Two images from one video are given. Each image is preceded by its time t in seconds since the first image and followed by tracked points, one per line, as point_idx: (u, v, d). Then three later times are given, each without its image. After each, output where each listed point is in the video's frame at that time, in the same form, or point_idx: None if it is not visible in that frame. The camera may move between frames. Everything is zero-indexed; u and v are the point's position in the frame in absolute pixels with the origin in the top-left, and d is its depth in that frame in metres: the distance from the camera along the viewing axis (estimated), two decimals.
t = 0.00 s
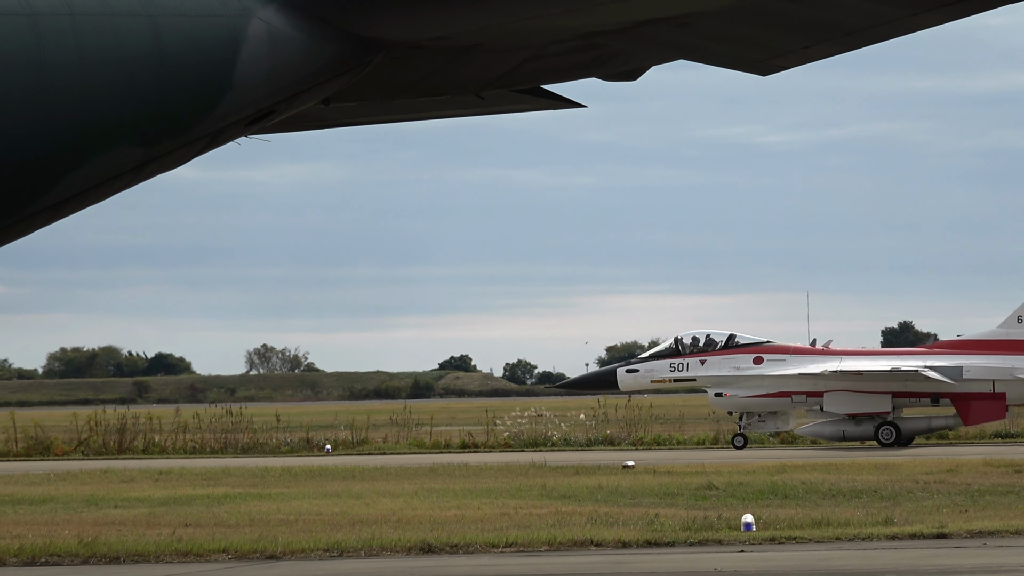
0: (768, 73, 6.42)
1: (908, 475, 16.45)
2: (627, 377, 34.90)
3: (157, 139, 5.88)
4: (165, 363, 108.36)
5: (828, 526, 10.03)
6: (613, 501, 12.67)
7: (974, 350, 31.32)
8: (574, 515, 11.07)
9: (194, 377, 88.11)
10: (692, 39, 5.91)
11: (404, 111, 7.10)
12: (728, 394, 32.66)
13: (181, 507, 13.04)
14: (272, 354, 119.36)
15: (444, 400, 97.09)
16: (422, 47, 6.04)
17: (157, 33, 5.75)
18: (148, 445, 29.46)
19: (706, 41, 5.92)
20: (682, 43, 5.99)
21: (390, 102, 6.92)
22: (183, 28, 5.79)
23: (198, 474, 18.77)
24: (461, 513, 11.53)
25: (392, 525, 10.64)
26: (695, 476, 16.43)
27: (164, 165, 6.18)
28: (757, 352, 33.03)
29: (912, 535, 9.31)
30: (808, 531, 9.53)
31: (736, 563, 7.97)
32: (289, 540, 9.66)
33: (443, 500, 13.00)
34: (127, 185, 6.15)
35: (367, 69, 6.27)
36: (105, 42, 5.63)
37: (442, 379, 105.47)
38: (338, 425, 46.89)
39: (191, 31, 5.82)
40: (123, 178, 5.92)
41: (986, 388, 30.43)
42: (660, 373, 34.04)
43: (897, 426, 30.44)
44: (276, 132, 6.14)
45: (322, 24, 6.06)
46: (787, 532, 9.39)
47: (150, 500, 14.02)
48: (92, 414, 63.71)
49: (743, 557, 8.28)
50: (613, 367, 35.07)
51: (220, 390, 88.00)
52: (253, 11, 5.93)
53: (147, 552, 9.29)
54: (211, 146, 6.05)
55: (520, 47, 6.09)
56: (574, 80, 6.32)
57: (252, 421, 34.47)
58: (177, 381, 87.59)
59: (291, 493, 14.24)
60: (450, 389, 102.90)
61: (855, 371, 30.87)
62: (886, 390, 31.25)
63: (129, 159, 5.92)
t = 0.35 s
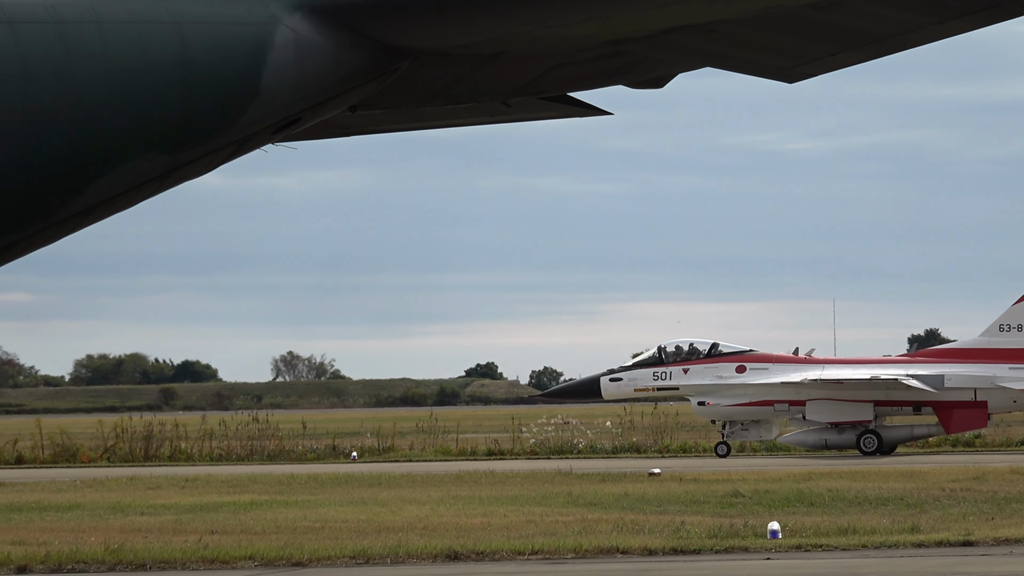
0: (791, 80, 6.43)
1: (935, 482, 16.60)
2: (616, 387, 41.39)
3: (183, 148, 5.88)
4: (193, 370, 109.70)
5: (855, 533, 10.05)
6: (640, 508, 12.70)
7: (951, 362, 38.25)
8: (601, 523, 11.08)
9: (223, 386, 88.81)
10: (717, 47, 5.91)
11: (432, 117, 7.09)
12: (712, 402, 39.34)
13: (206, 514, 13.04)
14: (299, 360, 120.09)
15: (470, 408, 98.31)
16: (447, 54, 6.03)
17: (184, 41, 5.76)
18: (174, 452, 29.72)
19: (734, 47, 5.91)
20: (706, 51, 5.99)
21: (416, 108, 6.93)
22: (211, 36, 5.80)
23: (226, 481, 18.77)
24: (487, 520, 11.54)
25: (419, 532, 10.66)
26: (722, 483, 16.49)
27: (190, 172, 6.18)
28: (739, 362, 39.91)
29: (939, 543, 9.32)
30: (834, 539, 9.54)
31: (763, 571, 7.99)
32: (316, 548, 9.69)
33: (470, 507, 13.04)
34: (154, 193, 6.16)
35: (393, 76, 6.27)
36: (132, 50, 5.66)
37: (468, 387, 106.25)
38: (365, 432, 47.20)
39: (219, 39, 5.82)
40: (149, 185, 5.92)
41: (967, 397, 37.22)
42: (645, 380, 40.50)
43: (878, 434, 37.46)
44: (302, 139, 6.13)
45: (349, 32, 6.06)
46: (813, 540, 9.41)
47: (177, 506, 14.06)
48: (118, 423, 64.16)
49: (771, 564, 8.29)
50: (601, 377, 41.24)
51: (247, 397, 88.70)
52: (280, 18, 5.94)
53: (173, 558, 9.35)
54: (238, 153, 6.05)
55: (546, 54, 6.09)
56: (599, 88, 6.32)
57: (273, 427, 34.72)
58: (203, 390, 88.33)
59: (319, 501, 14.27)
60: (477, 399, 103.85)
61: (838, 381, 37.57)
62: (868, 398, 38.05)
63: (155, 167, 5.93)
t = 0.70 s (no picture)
0: (820, 83, 6.46)
1: (963, 485, 16.54)
2: (597, 390, 39.65)
3: (212, 150, 5.92)
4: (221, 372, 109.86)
5: (881, 536, 10.05)
6: (667, 512, 12.71)
7: (937, 366, 36.37)
8: (628, 526, 11.10)
9: (252, 388, 87.91)
10: (747, 49, 5.93)
11: (458, 120, 7.13)
12: (696, 406, 37.65)
13: (234, 517, 13.06)
14: (328, 362, 120.05)
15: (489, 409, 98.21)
16: (476, 57, 6.06)
17: (214, 45, 5.81)
18: (202, 454, 29.75)
19: (763, 51, 5.93)
20: (735, 54, 6.02)
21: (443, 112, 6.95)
22: (240, 41, 5.85)
23: (252, 484, 18.74)
24: (514, 523, 11.55)
25: (446, 535, 10.66)
26: (749, 486, 16.46)
27: (217, 176, 6.22)
28: (724, 366, 38.07)
29: (966, 546, 9.33)
30: (861, 542, 9.54)
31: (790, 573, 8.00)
32: (344, 550, 9.69)
33: (498, 510, 13.04)
34: (180, 196, 6.20)
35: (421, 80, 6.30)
36: (163, 53, 5.70)
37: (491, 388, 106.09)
38: (393, 435, 47.26)
39: (248, 42, 5.87)
40: (177, 188, 5.96)
41: (952, 402, 35.47)
42: (629, 384, 38.74)
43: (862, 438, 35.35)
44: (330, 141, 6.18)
45: (377, 35, 6.09)
46: (841, 544, 9.40)
47: (206, 510, 14.07)
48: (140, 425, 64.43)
49: (798, 567, 8.30)
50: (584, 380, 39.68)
51: (275, 399, 88.35)
52: (309, 21, 5.99)
53: (201, 561, 9.36)
54: (266, 156, 6.10)
55: (574, 58, 6.13)
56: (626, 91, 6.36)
57: (301, 428, 34.80)
58: (232, 390, 86.90)
59: (345, 504, 14.26)
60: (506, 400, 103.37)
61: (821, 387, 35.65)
62: (851, 403, 36.22)
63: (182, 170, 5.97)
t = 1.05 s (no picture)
0: (833, 84, 6.47)
1: (976, 486, 16.53)
2: (567, 392, 38.40)
3: (226, 151, 5.98)
4: (232, 372, 109.93)
5: (893, 537, 10.01)
6: (679, 512, 12.67)
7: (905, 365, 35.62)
8: (640, 526, 11.09)
9: (262, 389, 87.84)
10: (760, 49, 5.94)
11: (470, 121, 7.16)
12: (666, 408, 36.39)
13: (247, 517, 13.04)
14: (340, 364, 119.95)
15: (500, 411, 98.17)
16: (488, 58, 6.07)
17: (228, 47, 5.84)
18: (214, 455, 29.67)
19: (777, 51, 5.95)
20: (747, 54, 6.03)
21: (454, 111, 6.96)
22: (254, 44, 5.88)
23: (264, 484, 18.69)
24: (527, 524, 11.53)
25: (459, 535, 10.65)
26: (762, 487, 16.44)
27: (230, 175, 6.28)
28: (694, 367, 36.93)
29: (978, 547, 9.30)
30: (873, 543, 9.52)
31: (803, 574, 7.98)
32: (355, 551, 9.67)
33: (509, 511, 12.98)
34: (193, 196, 6.26)
35: (434, 80, 6.31)
36: (177, 53, 5.72)
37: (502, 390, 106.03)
38: (406, 435, 47.24)
39: (262, 44, 5.90)
40: (191, 188, 6.02)
41: (920, 403, 34.58)
42: (599, 386, 37.47)
43: (829, 439, 34.53)
44: (342, 142, 6.25)
45: (390, 36, 6.12)
46: (853, 544, 9.38)
47: (218, 510, 14.06)
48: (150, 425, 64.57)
49: (810, 568, 8.29)
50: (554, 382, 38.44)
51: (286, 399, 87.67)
52: (321, 21, 6.02)
53: (213, 561, 9.36)
54: (280, 155, 6.15)
55: (587, 59, 6.13)
56: (639, 91, 6.37)
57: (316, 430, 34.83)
58: (244, 391, 86.42)
59: (356, 504, 14.20)
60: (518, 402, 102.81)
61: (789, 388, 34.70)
62: (820, 403, 35.25)
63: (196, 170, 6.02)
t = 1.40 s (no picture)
0: (837, 81, 6.45)
1: (978, 483, 16.59)
2: (529, 390, 40.33)
3: (230, 148, 5.97)
4: (235, 369, 109.95)
5: (896, 534, 10.02)
6: (683, 509, 12.69)
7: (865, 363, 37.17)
8: (643, 522, 11.08)
9: (265, 386, 87.78)
10: (762, 46, 5.94)
11: (475, 118, 7.15)
12: (627, 405, 38.26)
13: (250, 514, 13.05)
14: (344, 360, 119.87)
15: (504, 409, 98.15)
16: (492, 55, 6.07)
17: (231, 44, 5.86)
18: (218, 452, 29.70)
19: (781, 47, 5.94)
20: (751, 51, 6.02)
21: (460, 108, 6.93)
22: (257, 41, 5.90)
23: (267, 481, 18.74)
24: (530, 520, 11.54)
25: (462, 531, 10.66)
26: (765, 483, 16.49)
27: (235, 172, 6.26)
28: (655, 365, 38.84)
29: (982, 544, 9.30)
30: (877, 540, 9.53)
31: (807, 571, 7.95)
32: (358, 547, 9.66)
33: (511, 507, 13.00)
34: (198, 193, 6.25)
35: (438, 75, 6.30)
36: (179, 49, 5.78)
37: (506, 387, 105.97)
38: (410, 432, 47.32)
39: (265, 41, 5.92)
40: (194, 185, 6.01)
41: (881, 400, 36.12)
42: (562, 384, 39.48)
43: (790, 437, 36.23)
44: (345, 138, 6.22)
45: (394, 32, 6.12)
46: (855, 541, 9.39)
47: (221, 506, 14.05)
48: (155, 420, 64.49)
49: (815, 565, 8.26)
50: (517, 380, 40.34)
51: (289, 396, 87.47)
52: (325, 18, 6.02)
53: (216, 557, 9.34)
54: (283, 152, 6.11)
55: (590, 54, 6.11)
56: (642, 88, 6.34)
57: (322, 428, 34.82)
58: (246, 389, 86.67)
59: (359, 500, 14.25)
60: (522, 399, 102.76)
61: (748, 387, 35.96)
62: (779, 401, 36.89)
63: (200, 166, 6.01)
